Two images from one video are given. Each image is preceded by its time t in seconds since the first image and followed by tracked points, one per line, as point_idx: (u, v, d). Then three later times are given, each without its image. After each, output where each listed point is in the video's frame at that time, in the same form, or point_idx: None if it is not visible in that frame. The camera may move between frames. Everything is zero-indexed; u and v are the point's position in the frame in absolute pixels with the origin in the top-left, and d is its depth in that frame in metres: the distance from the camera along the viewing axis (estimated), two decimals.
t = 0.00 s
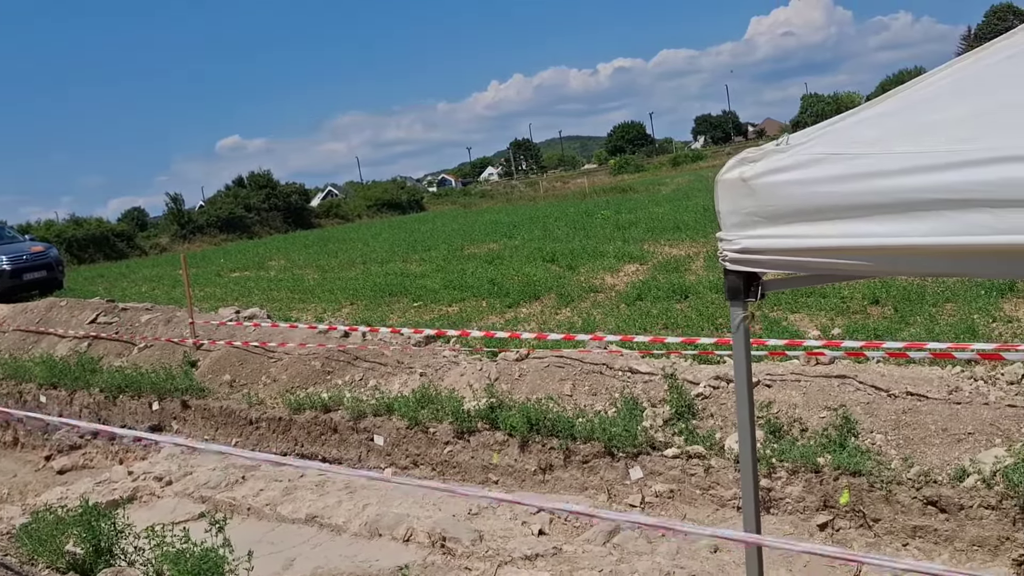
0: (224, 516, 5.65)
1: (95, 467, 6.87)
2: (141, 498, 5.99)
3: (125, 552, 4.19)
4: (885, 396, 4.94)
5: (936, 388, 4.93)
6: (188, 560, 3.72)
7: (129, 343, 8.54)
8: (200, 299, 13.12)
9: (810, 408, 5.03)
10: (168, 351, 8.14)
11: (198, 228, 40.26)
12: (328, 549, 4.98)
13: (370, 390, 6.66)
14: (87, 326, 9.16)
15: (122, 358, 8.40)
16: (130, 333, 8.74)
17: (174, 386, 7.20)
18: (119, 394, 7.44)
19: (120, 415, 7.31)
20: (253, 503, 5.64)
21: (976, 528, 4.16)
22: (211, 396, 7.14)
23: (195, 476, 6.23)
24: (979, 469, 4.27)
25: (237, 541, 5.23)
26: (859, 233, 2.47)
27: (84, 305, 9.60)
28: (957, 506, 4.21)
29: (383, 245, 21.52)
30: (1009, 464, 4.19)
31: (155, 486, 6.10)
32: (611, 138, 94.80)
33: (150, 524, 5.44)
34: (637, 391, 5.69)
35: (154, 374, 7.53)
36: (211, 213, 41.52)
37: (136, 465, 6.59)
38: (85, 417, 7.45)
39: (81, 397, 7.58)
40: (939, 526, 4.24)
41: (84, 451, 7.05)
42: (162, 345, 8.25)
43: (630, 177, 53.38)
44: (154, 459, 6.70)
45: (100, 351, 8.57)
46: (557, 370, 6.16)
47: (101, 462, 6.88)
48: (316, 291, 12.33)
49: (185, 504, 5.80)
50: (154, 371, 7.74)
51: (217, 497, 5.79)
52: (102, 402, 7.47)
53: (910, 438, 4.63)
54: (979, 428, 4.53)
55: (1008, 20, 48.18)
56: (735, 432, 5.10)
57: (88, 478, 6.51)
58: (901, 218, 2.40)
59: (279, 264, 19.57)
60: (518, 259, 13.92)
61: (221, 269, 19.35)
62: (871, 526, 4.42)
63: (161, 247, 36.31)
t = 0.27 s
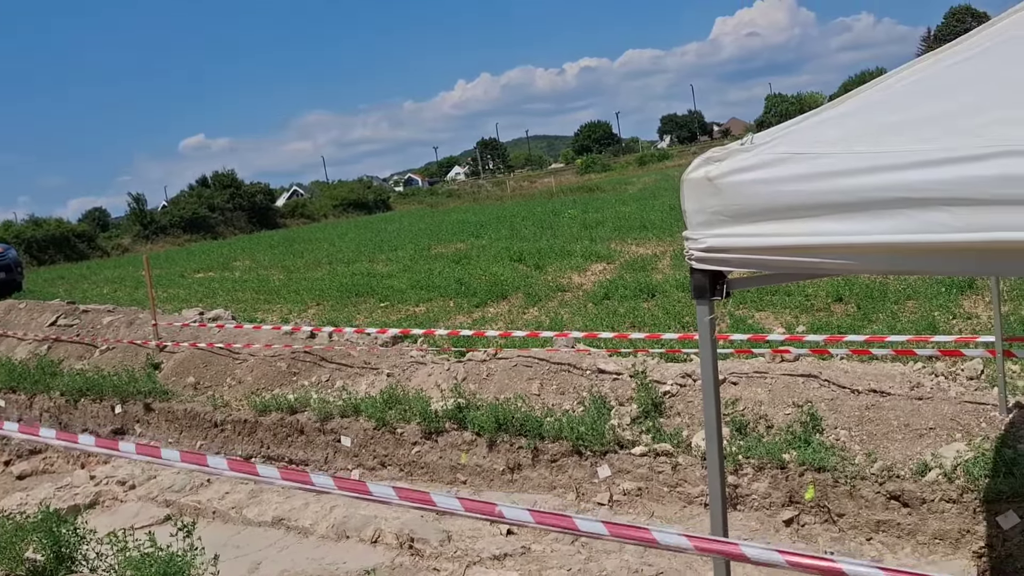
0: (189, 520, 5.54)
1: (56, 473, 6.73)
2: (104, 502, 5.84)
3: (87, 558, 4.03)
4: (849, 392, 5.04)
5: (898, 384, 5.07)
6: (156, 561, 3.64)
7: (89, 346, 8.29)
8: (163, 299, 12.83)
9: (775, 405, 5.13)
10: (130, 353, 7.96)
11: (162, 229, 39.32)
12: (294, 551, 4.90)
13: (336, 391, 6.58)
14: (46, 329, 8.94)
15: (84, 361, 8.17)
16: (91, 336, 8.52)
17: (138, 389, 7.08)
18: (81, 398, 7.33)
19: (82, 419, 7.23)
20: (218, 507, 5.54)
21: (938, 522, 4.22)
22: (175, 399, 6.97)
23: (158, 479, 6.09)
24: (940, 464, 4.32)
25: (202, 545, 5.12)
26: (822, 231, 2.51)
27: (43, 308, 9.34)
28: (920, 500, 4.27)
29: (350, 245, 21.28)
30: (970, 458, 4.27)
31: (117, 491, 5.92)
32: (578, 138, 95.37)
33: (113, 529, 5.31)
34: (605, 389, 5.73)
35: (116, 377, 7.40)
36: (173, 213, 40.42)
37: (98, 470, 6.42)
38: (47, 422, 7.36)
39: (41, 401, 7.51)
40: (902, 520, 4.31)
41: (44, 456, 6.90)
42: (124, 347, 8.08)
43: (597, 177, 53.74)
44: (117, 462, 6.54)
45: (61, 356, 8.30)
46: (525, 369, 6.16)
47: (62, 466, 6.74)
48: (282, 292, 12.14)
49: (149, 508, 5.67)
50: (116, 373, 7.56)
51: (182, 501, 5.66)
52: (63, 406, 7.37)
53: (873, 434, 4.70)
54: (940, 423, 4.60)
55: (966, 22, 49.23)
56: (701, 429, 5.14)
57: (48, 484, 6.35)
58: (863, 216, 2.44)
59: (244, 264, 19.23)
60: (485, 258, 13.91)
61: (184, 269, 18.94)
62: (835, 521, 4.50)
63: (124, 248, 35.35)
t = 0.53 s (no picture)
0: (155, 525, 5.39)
1: (17, 479, 6.56)
2: (67, 508, 5.68)
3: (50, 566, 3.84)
4: (815, 390, 5.14)
5: (863, 381, 5.19)
6: (122, 566, 3.52)
7: (52, 349, 8.26)
8: (125, 301, 12.52)
9: (742, 403, 5.21)
10: (93, 357, 7.80)
11: (126, 230, 38.30)
12: (261, 555, 4.80)
13: (304, 394, 6.49)
14: (7, 331, 8.97)
15: (44, 364, 8.12)
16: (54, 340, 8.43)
17: (101, 393, 6.84)
18: (43, 402, 7.13)
19: (44, 424, 7.03)
20: (184, 511, 5.39)
21: (902, 516, 4.31)
22: (140, 402, 6.80)
23: (122, 484, 5.93)
24: (904, 459, 4.40)
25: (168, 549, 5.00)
26: (790, 230, 2.54)
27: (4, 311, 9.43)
28: (884, 495, 4.36)
29: (317, 245, 20.98)
30: (932, 453, 4.36)
31: (80, 496, 5.79)
32: (546, 139, 95.66)
33: (77, 535, 5.17)
34: (574, 388, 5.74)
35: (79, 379, 7.21)
36: (137, 214, 39.30)
37: (61, 475, 6.27)
38: (7, 428, 7.19)
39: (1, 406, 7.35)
40: (867, 515, 4.41)
41: (5, 463, 6.69)
42: (86, 351, 7.93)
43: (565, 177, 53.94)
44: (80, 468, 6.38)
45: (20, 358, 8.29)
46: (494, 369, 6.14)
47: (22, 473, 6.58)
48: (248, 293, 11.92)
49: (114, 513, 5.53)
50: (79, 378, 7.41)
51: (148, 506, 5.52)
52: (23, 410, 7.19)
53: (839, 430, 4.78)
54: (904, 419, 4.69)
55: (928, 23, 49.95)
56: (669, 428, 5.16)
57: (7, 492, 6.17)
58: (827, 215, 2.48)
59: (209, 265, 18.84)
60: (454, 258, 13.85)
61: (148, 271, 18.49)
62: (802, 517, 4.58)
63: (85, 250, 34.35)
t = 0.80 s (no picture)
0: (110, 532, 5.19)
1: None
2: (16, 517, 5.44)
3: None
4: (773, 387, 5.25)
5: (820, 377, 5.32)
6: None
7: None
8: (77, 304, 12.10)
9: (702, 401, 5.29)
10: (44, 361, 7.55)
11: (79, 232, 36.97)
12: (220, 561, 4.67)
13: (263, 396, 6.34)
14: None
15: None
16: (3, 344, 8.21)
17: (53, 398, 6.64)
18: None
19: None
20: (141, 516, 5.21)
21: (860, 510, 4.41)
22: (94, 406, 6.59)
23: (75, 491, 5.73)
24: (860, 454, 4.50)
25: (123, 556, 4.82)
26: (749, 229, 2.58)
27: None
28: (841, 490, 4.46)
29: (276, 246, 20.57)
30: (888, 448, 4.47)
31: (32, 504, 5.55)
32: (507, 139, 95.78)
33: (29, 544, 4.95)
34: (535, 388, 5.75)
35: (30, 385, 6.97)
36: (88, 215, 37.92)
37: (11, 482, 6.07)
38: None
39: None
40: (825, 510, 4.50)
41: None
42: (38, 355, 7.67)
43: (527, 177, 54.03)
44: (31, 475, 6.15)
45: None
46: (455, 370, 6.10)
47: None
48: (204, 294, 11.62)
49: (68, 519, 5.29)
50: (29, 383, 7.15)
51: (103, 512, 5.30)
52: None
53: (796, 426, 4.90)
54: (860, 415, 4.82)
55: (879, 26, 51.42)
56: (630, 426, 5.18)
57: None
58: (785, 213, 2.52)
59: (164, 266, 18.30)
60: (414, 258, 13.74)
61: (101, 273, 17.87)
62: (762, 513, 4.68)
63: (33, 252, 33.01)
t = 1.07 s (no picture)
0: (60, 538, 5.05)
1: None
2: None
3: None
4: (731, 384, 5.36)
5: (776, 374, 5.45)
6: None
7: None
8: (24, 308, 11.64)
9: (661, 399, 5.37)
10: None
11: (27, 234, 35.56)
12: (174, 568, 4.54)
13: (219, 399, 6.19)
14: None
15: None
16: None
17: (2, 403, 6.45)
18: None
19: None
20: (94, 522, 5.06)
21: (815, 505, 4.51)
22: (44, 411, 6.41)
23: (24, 499, 5.54)
24: (816, 450, 4.61)
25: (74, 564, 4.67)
26: (703, 229, 2.62)
27: None
28: (797, 485, 4.56)
29: (233, 247, 20.09)
30: (843, 444, 4.58)
31: None
32: (467, 139, 95.55)
33: None
34: (495, 388, 5.73)
35: None
36: (36, 216, 36.43)
37: None
38: None
39: None
40: (781, 505, 4.60)
41: None
42: None
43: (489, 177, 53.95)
44: None
45: None
46: (414, 370, 6.05)
47: None
48: (158, 296, 11.29)
49: (18, 528, 5.17)
50: None
51: (55, 519, 5.16)
52: None
53: (753, 423, 5.00)
54: (816, 411, 4.96)
55: (833, 28, 52.78)
56: (590, 425, 5.21)
57: None
58: (739, 213, 2.57)
59: (116, 268, 17.72)
60: (373, 259, 13.59)
61: (50, 275, 17.20)
62: (719, 509, 4.75)
63: None
